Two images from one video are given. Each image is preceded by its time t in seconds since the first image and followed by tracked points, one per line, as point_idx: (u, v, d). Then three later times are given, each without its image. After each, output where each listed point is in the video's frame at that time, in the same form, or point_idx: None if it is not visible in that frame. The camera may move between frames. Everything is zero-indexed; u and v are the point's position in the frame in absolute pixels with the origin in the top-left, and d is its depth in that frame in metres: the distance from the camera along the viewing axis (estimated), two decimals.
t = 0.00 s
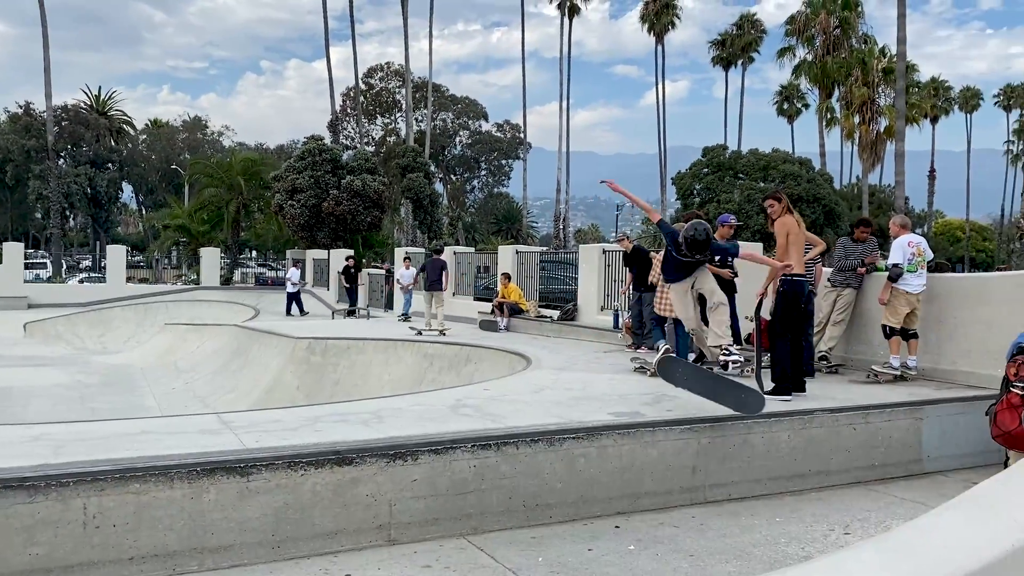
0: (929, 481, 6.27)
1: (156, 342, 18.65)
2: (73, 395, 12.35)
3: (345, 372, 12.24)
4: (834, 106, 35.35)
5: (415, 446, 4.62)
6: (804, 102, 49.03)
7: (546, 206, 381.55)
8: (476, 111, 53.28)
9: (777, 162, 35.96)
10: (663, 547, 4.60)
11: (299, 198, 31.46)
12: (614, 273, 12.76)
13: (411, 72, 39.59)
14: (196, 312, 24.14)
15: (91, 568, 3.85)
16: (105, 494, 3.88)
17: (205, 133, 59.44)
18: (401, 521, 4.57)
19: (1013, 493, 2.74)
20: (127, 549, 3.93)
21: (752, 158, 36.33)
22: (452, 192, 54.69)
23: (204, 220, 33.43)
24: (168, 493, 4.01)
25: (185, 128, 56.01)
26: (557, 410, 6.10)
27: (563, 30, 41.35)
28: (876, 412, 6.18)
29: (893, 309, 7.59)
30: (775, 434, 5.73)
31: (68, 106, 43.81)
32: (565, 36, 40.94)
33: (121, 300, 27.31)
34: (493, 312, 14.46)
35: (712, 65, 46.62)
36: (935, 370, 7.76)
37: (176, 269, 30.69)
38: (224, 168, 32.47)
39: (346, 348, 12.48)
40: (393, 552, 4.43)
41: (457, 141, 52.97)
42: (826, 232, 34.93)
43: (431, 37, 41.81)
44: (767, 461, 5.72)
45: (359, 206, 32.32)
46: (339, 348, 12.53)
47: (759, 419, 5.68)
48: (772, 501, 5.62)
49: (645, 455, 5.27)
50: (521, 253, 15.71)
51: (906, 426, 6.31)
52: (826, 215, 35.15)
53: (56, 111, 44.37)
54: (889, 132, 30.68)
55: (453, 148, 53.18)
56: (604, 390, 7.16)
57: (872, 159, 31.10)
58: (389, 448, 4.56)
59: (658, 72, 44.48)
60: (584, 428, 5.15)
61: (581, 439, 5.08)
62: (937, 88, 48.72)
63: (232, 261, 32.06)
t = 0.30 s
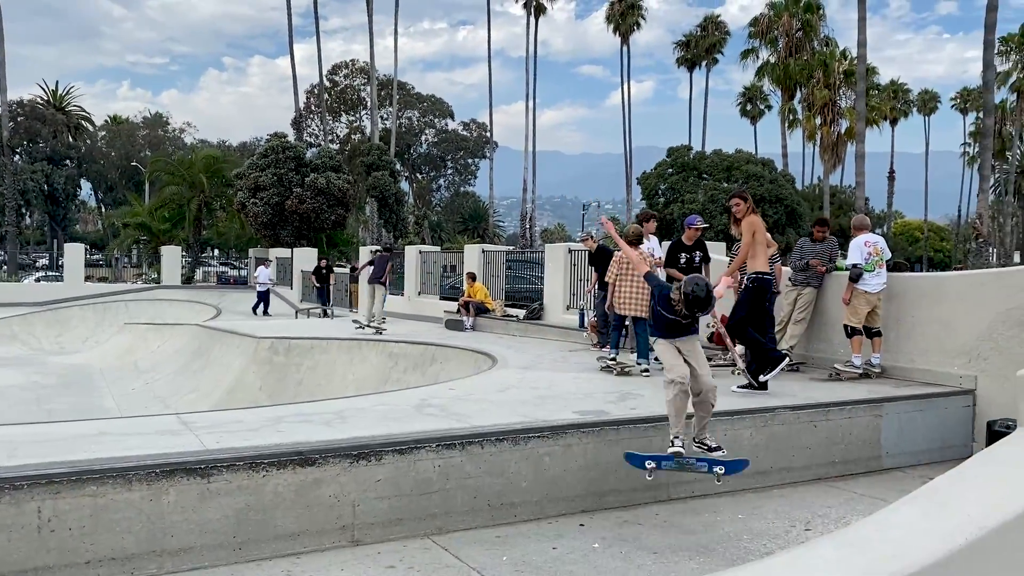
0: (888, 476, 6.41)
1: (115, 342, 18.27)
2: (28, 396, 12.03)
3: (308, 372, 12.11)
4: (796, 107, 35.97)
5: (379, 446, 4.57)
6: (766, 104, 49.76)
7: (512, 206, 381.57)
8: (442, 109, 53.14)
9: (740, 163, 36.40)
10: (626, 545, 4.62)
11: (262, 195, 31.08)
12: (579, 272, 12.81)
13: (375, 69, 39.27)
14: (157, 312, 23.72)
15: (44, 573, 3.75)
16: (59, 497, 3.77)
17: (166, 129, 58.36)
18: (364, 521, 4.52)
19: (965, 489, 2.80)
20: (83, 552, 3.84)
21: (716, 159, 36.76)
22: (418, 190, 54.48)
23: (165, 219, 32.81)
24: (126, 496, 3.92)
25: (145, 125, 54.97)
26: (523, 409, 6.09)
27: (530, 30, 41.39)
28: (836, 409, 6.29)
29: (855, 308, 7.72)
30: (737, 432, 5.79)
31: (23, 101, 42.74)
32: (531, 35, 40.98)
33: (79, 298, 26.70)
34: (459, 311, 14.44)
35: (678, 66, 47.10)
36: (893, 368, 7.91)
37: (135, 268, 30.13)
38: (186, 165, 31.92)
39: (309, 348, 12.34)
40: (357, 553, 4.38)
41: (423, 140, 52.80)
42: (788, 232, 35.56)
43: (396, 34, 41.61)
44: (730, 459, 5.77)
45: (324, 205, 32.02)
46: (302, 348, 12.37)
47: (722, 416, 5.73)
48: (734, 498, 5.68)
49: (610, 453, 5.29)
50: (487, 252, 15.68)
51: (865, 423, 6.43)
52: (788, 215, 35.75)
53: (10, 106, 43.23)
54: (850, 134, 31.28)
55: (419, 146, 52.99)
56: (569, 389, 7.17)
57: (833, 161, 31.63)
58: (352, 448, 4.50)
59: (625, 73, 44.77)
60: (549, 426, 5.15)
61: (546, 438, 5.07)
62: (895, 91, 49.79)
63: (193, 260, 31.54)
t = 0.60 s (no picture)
0: (849, 471, 6.55)
1: (74, 342, 17.88)
2: None
3: (273, 372, 11.98)
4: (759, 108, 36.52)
5: (345, 445, 4.54)
6: (731, 103, 50.41)
7: (479, 203, 381.04)
8: (409, 106, 52.99)
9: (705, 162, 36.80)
10: (592, 541, 4.65)
11: (226, 192, 30.65)
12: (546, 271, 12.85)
13: (341, 65, 38.91)
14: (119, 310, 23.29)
15: None
16: (17, 499, 3.68)
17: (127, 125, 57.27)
18: (330, 520, 4.48)
19: (924, 482, 2.86)
20: (41, 555, 3.76)
21: (681, 158, 37.14)
22: (385, 188, 54.21)
23: (127, 215, 32.26)
24: (87, 497, 3.84)
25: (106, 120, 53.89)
26: (489, 407, 6.08)
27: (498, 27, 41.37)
28: (799, 405, 6.39)
29: (816, 307, 7.86)
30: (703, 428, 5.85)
31: None
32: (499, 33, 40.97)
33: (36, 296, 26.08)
34: (425, 310, 14.39)
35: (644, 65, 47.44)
36: (855, 364, 8.06)
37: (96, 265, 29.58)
38: (147, 161, 31.32)
39: (273, 347, 12.19)
40: (322, 552, 4.35)
41: (390, 137, 52.56)
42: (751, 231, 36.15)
43: (363, 30, 41.29)
44: (695, 455, 5.84)
45: (289, 202, 31.64)
46: (266, 347, 12.23)
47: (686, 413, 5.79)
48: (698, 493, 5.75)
49: (577, 450, 5.31)
50: (454, 250, 15.64)
51: (827, 419, 6.55)
52: (751, 214, 36.34)
53: None
54: (813, 134, 31.80)
55: (386, 143, 52.74)
56: (536, 386, 7.19)
57: (796, 160, 32.11)
58: (317, 447, 4.45)
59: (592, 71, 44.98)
60: (516, 423, 5.15)
61: (513, 435, 5.08)
62: (857, 91, 50.72)
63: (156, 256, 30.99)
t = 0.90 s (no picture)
0: (813, 464, 6.65)
1: (32, 341, 17.45)
2: None
3: (238, 370, 11.81)
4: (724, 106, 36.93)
5: (311, 443, 4.48)
6: (697, 101, 50.90)
7: (447, 200, 381.16)
8: (376, 101, 52.69)
9: (672, 159, 37.09)
10: (560, 537, 4.65)
11: (189, 188, 30.13)
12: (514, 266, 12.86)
13: (307, 59, 38.43)
14: (79, 308, 22.77)
15: None
16: None
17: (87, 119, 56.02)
18: (296, 519, 4.42)
19: (884, 473, 2.80)
20: None
21: (648, 155, 37.37)
22: (352, 184, 53.82)
23: (88, 211, 31.60)
24: (45, 498, 3.75)
25: (65, 114, 52.63)
26: (458, 404, 6.05)
27: (465, 23, 41.24)
28: (763, 401, 6.47)
29: (779, 302, 7.99)
30: (669, 423, 5.90)
31: None
32: (467, 28, 40.82)
33: None
34: (392, 307, 14.32)
35: (612, 62, 47.68)
36: (818, 359, 8.18)
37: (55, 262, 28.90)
38: (108, 157, 30.63)
39: (238, 345, 12.03)
40: (289, 551, 4.30)
41: (357, 132, 52.17)
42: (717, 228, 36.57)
43: (329, 25, 40.85)
44: (663, 450, 5.88)
45: (253, 198, 31.15)
46: (231, 345, 12.07)
47: (653, 408, 5.82)
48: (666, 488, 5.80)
49: (545, 447, 5.31)
50: (422, 247, 15.55)
51: (791, 414, 6.64)
52: (717, 211, 36.79)
53: None
54: (778, 132, 32.18)
55: (353, 139, 52.34)
56: (504, 383, 7.19)
57: (761, 158, 32.45)
58: (282, 446, 4.38)
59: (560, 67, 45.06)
60: (484, 420, 5.13)
61: (481, 432, 5.06)
62: (821, 89, 51.48)
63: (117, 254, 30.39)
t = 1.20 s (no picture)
0: (778, 456, 6.77)
1: None
2: None
3: (204, 367, 11.65)
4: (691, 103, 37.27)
5: (279, 441, 4.44)
6: (665, 98, 51.30)
7: (416, 195, 381.04)
8: (343, 97, 52.34)
9: (640, 156, 37.31)
10: (530, 532, 4.68)
11: (153, 183, 29.60)
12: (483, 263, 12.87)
13: (274, 54, 37.96)
14: (39, 306, 22.24)
15: None
16: None
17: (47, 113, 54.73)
18: (263, 517, 4.39)
19: (846, 465, 2.77)
20: None
21: (617, 152, 37.55)
22: (319, 179, 53.32)
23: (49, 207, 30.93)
24: (6, 500, 3.67)
25: (24, 108, 51.38)
26: (427, 401, 6.05)
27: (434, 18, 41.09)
28: (730, 395, 6.56)
29: (745, 297, 8.09)
30: (637, 418, 5.95)
31: None
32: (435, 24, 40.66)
33: None
34: (361, 303, 14.25)
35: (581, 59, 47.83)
36: (784, 354, 8.32)
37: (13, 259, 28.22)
38: (70, 152, 29.96)
39: (205, 343, 11.86)
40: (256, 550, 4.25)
41: (325, 128, 51.73)
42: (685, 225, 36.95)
43: (296, 20, 40.35)
44: (631, 444, 5.94)
45: (219, 193, 30.69)
46: (197, 343, 11.90)
47: (622, 403, 5.87)
48: (635, 482, 5.86)
49: (515, 443, 5.33)
50: (391, 243, 15.46)
51: (756, 407, 6.74)
52: (684, 207, 37.22)
53: None
54: (744, 129, 32.61)
55: (320, 134, 51.89)
56: (474, 379, 7.20)
57: (727, 154, 32.84)
58: (250, 444, 4.34)
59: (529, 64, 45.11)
60: (453, 417, 5.13)
61: (450, 429, 5.05)
62: (787, 86, 52.17)
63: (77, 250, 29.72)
